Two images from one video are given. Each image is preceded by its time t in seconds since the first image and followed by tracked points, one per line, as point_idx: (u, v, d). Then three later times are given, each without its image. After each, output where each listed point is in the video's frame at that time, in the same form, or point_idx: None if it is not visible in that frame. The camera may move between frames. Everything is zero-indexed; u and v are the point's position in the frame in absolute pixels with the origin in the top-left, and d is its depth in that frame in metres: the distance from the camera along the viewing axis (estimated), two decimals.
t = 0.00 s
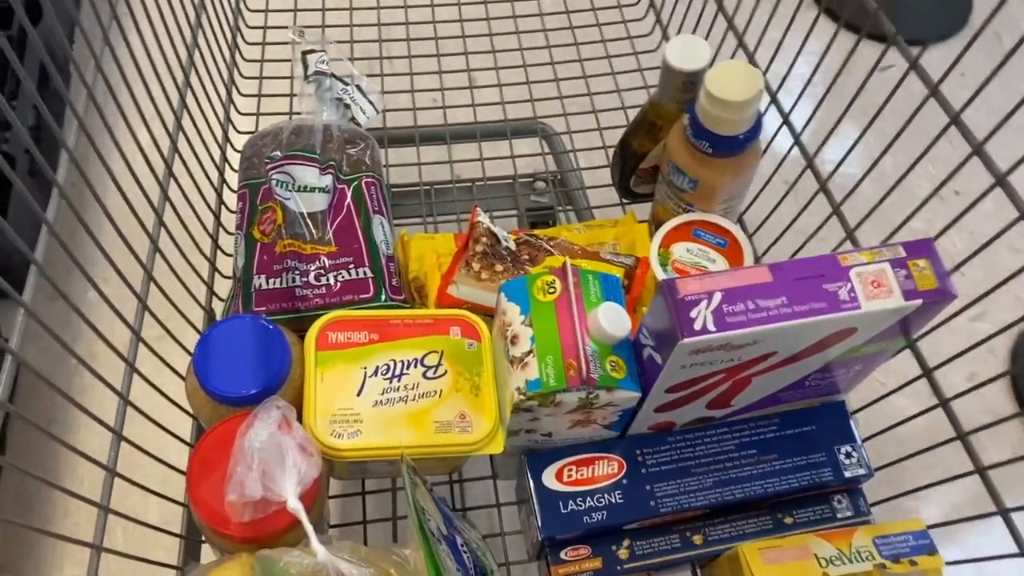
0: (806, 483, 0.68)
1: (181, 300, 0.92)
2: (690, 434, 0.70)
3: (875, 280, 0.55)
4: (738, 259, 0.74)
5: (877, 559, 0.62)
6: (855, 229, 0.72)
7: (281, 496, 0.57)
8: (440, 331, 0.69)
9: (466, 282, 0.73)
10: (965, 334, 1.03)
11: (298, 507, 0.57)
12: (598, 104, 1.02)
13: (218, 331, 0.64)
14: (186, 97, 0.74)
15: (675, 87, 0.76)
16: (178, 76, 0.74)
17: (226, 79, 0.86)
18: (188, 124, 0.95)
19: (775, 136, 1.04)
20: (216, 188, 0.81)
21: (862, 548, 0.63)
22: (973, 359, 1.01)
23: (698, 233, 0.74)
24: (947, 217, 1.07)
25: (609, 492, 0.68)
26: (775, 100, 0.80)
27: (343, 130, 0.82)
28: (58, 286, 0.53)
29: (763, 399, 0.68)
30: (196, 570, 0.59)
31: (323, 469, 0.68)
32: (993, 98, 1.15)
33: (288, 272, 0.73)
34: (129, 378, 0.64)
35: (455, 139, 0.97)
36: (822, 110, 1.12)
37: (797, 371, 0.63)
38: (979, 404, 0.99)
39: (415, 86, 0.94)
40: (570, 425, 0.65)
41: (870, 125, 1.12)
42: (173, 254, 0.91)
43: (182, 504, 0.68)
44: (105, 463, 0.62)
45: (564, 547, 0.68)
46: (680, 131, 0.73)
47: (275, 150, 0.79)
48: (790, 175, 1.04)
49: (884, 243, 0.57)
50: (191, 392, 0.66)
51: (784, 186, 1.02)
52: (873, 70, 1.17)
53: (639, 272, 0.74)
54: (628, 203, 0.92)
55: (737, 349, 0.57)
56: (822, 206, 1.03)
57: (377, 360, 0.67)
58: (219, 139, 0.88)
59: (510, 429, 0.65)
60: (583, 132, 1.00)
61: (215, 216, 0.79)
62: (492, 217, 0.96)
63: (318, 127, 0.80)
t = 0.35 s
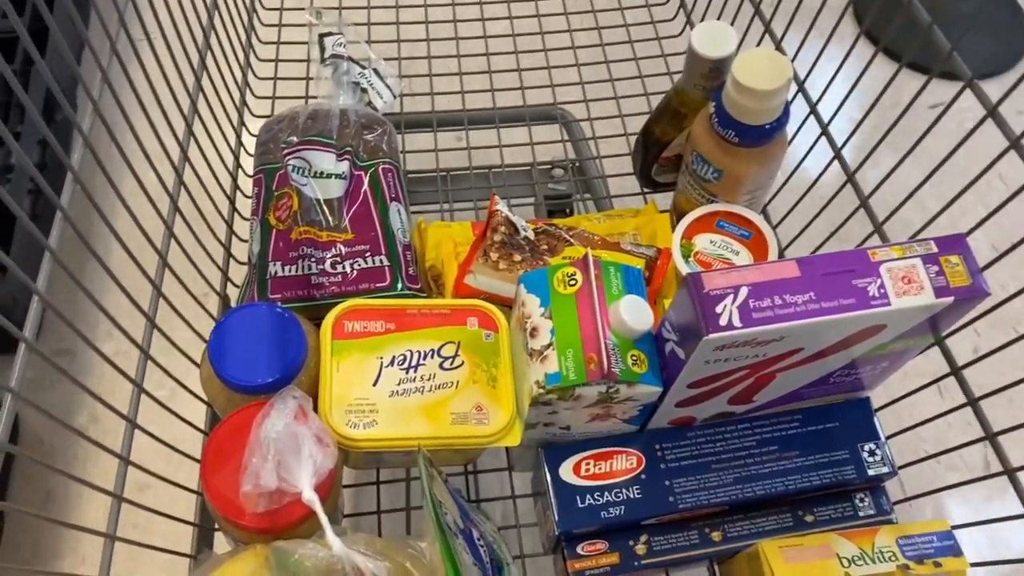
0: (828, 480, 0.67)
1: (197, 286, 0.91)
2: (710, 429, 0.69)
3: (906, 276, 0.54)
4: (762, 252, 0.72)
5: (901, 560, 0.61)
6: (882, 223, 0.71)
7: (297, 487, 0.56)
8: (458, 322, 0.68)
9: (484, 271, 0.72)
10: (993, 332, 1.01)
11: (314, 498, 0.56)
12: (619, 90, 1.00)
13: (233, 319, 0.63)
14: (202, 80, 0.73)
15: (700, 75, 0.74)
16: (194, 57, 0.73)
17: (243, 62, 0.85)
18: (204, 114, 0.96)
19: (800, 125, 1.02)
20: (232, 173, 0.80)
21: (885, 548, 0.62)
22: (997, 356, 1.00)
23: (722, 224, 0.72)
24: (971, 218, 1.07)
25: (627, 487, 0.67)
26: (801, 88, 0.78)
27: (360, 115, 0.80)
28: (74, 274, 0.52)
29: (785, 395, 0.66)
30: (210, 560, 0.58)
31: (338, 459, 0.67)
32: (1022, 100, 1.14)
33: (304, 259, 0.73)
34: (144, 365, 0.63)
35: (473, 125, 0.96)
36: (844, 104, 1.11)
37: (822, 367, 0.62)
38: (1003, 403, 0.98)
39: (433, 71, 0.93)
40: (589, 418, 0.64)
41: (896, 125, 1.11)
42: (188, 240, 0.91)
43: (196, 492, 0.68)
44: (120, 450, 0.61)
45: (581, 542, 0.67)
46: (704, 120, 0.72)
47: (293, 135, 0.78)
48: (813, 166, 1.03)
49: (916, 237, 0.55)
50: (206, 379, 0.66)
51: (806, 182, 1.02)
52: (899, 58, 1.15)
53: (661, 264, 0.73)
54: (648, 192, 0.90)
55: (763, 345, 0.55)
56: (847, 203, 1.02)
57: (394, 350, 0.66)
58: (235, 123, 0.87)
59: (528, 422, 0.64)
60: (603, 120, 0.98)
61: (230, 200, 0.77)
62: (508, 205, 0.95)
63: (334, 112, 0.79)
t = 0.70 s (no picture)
0: (841, 454, 0.66)
1: (209, 246, 0.91)
2: (723, 400, 0.68)
3: (930, 250, 0.53)
4: (781, 222, 0.72)
5: (912, 535, 0.61)
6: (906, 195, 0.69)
7: (309, 450, 0.56)
8: (471, 288, 0.67)
9: (499, 237, 0.71)
10: (1011, 309, 1.00)
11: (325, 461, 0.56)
12: (638, 54, 0.98)
13: (245, 280, 0.63)
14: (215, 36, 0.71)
15: (724, 40, 0.73)
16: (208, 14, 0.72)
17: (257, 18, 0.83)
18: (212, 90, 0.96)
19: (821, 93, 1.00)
20: (245, 132, 0.80)
21: (897, 523, 0.62)
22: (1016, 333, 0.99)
23: (740, 192, 0.72)
24: (997, 192, 1.05)
25: (638, 456, 0.66)
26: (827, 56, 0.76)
27: (375, 75, 0.79)
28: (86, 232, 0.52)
29: (801, 368, 0.66)
30: (221, 520, 0.58)
31: (349, 423, 0.67)
32: None
33: (317, 221, 0.72)
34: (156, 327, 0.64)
35: (489, 87, 0.94)
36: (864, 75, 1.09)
37: (839, 340, 0.61)
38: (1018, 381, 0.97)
39: (450, 31, 0.91)
40: (601, 387, 0.63)
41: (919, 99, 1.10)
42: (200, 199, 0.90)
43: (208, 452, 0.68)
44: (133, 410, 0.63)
45: (590, 509, 0.67)
46: (726, 85, 0.70)
47: (306, 94, 0.76)
48: (832, 138, 1.01)
49: (941, 210, 0.54)
50: (218, 340, 0.66)
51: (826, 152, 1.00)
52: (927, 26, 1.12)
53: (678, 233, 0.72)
54: (666, 158, 0.89)
55: (781, 317, 0.55)
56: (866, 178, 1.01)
57: (407, 314, 0.65)
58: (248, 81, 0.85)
59: (540, 389, 0.64)
60: (621, 84, 0.96)
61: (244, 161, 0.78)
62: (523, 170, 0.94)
63: (349, 71, 0.78)
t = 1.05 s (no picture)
0: (841, 418, 0.67)
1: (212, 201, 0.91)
2: (725, 364, 0.69)
3: (938, 217, 0.53)
4: (787, 187, 0.70)
5: (909, 500, 0.62)
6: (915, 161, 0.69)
7: (313, 406, 0.57)
8: (476, 248, 0.67)
9: (504, 197, 0.70)
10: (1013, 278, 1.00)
11: (330, 418, 0.56)
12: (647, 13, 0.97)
13: (250, 237, 0.62)
14: None
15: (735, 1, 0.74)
16: None
17: None
18: (220, 59, 0.98)
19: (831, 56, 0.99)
20: (249, 87, 0.79)
21: (895, 488, 0.62)
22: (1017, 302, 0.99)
23: (747, 155, 0.71)
24: (1003, 161, 1.04)
25: (639, 417, 0.67)
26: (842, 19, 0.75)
27: (380, 29, 0.77)
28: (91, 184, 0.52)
29: (803, 333, 0.66)
30: (225, 474, 0.59)
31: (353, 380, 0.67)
32: None
33: (321, 177, 0.71)
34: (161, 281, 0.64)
35: (495, 43, 0.93)
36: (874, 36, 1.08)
37: (843, 306, 0.61)
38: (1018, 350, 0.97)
39: None
40: (604, 349, 0.64)
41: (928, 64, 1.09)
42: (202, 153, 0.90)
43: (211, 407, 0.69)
44: (138, 363, 0.63)
45: (590, 468, 0.68)
46: (736, 47, 0.69)
47: (311, 48, 0.75)
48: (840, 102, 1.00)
49: (951, 178, 0.54)
50: (221, 295, 0.66)
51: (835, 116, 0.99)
52: None
53: (683, 195, 0.72)
54: (673, 119, 0.88)
55: (787, 282, 0.55)
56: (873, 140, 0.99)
57: (411, 274, 0.65)
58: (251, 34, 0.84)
59: (543, 350, 0.64)
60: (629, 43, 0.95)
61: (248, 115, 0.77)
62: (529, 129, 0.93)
63: (354, 25, 0.76)
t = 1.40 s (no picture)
0: (838, 377, 0.68)
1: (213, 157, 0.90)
2: (724, 322, 0.69)
3: (940, 176, 0.53)
4: (791, 146, 0.71)
5: (903, 457, 0.63)
6: (917, 122, 0.69)
7: (318, 359, 0.57)
8: (478, 205, 0.67)
9: (506, 155, 0.70)
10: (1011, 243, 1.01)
11: (334, 371, 0.57)
12: None
13: (254, 191, 0.62)
14: None
15: None
16: None
17: None
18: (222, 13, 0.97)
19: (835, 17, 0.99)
20: (250, 42, 0.79)
21: (889, 445, 0.63)
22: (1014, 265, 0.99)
23: (751, 115, 0.71)
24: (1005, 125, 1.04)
25: (639, 374, 0.68)
26: None
27: None
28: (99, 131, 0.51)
29: (803, 292, 0.66)
30: (230, 425, 0.60)
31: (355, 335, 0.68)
32: None
33: (323, 133, 0.71)
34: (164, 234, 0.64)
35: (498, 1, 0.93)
36: None
37: (843, 265, 0.62)
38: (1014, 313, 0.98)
39: None
40: (606, 306, 0.64)
41: (932, 27, 1.09)
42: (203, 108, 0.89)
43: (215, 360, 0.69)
44: (143, 314, 0.63)
45: (589, 423, 0.69)
46: (742, 5, 0.69)
47: (314, 4, 0.75)
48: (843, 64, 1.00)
49: (954, 137, 0.54)
50: (224, 249, 0.66)
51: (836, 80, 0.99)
52: None
53: (686, 154, 0.72)
54: (676, 79, 0.88)
55: (788, 240, 0.55)
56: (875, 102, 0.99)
57: (413, 230, 0.66)
58: None
59: (544, 307, 0.65)
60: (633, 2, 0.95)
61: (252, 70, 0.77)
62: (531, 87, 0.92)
63: None
